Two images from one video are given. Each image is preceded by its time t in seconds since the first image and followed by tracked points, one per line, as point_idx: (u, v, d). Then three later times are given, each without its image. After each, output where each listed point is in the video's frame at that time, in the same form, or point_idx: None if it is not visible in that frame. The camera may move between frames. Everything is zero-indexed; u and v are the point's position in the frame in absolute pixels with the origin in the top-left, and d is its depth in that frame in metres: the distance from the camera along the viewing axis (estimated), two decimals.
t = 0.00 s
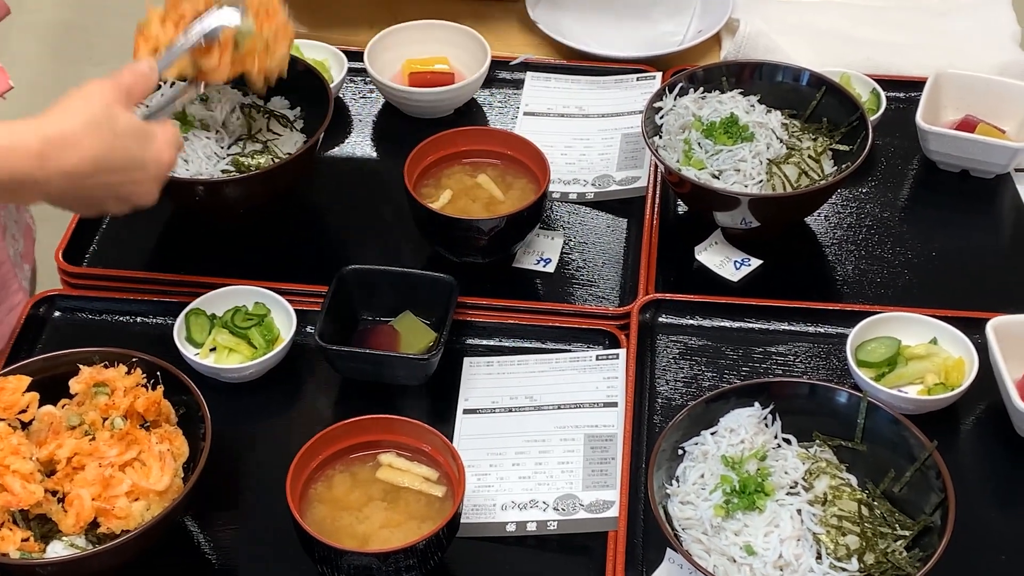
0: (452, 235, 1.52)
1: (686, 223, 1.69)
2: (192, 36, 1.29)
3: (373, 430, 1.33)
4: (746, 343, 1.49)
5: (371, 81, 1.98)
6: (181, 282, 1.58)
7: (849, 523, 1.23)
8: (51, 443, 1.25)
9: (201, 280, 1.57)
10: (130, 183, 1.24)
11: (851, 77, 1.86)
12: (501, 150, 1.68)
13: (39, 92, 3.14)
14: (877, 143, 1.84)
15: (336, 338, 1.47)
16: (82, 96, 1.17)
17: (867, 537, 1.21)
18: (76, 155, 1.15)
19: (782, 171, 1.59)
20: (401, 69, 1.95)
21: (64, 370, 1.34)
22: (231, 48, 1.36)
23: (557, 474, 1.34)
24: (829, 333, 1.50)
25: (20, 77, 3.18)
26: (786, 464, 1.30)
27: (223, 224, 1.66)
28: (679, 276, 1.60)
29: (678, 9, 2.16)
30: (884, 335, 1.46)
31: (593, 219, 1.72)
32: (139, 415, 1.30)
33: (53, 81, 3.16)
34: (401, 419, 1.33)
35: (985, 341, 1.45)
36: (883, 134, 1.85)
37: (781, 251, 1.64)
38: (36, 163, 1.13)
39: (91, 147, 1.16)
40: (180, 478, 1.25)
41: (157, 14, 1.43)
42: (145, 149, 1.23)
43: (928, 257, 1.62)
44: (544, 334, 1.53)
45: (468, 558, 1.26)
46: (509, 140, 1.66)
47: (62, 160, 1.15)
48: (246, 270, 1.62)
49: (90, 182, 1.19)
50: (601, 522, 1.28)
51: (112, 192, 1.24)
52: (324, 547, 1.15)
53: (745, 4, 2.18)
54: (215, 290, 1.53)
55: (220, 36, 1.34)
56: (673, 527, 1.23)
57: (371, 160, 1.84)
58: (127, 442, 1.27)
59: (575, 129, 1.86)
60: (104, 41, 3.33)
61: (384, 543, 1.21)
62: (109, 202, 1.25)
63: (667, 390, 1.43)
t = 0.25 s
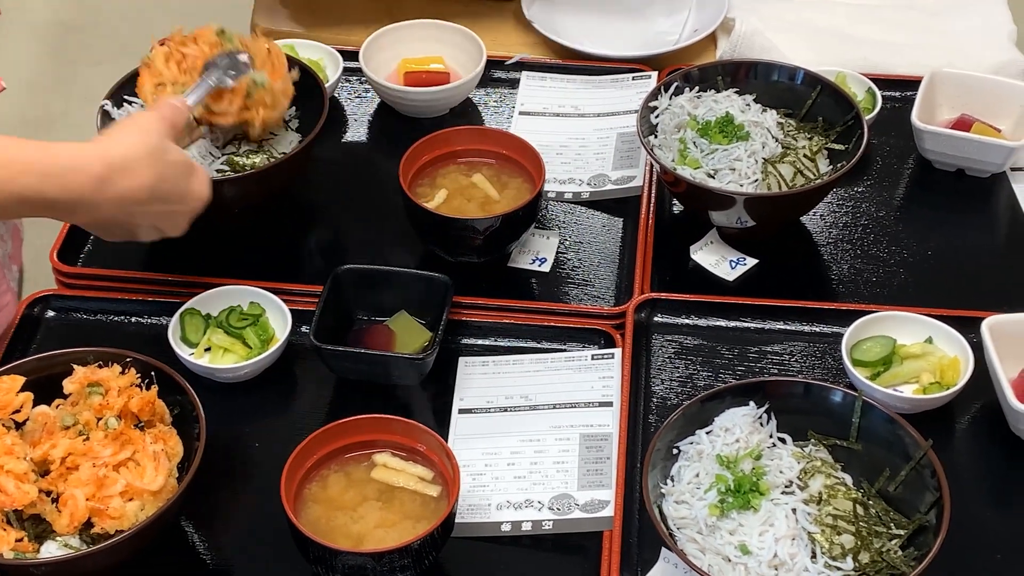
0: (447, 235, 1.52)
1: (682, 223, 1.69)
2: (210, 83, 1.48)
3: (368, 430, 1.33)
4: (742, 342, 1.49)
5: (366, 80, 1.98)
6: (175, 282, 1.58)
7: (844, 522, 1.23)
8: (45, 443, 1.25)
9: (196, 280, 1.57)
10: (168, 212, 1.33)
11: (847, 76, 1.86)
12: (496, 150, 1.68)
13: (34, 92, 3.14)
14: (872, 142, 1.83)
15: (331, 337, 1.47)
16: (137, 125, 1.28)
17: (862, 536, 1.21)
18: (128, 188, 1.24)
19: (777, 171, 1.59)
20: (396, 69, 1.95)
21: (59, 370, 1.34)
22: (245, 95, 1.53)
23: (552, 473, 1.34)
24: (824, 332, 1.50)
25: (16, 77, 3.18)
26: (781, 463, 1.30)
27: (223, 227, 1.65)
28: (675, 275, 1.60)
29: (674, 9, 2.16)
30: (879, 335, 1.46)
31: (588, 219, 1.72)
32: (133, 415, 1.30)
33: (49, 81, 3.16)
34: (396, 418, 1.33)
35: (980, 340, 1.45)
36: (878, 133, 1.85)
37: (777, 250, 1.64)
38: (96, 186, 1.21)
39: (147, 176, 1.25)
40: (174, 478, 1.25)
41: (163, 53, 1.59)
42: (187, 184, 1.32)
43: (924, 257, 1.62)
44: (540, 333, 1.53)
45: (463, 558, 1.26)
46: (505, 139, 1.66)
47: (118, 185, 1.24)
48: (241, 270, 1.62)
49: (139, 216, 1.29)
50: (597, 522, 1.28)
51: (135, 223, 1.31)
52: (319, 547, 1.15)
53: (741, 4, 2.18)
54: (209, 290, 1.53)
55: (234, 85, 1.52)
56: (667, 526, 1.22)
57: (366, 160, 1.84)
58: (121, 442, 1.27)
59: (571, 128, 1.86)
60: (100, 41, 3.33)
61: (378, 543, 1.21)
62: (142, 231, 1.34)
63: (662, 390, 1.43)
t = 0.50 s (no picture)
0: (444, 236, 1.52)
1: (678, 224, 1.70)
2: (242, 102, 1.53)
3: (365, 431, 1.33)
4: (738, 343, 1.49)
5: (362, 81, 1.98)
6: (171, 283, 1.58)
7: (839, 523, 1.23)
8: (42, 444, 1.25)
9: (193, 281, 1.57)
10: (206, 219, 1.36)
11: (843, 77, 1.86)
12: (493, 151, 1.68)
13: (32, 93, 3.14)
14: (868, 142, 1.84)
15: (328, 338, 1.47)
16: (182, 132, 1.31)
17: (858, 536, 1.21)
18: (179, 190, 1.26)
19: (773, 171, 1.60)
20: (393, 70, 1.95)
21: (55, 371, 1.34)
22: (270, 118, 1.58)
23: (549, 474, 1.34)
24: (820, 332, 1.50)
25: (15, 78, 3.18)
26: (776, 463, 1.30)
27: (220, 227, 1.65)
28: (671, 276, 1.60)
29: (670, 9, 2.16)
30: (875, 335, 1.46)
31: (585, 220, 1.72)
32: (129, 416, 1.31)
33: (48, 82, 3.17)
34: (393, 419, 1.33)
35: (976, 340, 1.46)
36: (874, 134, 1.85)
37: (773, 251, 1.64)
38: (148, 187, 1.22)
39: (193, 183, 1.28)
40: (170, 480, 1.25)
41: (192, 67, 1.69)
42: (228, 193, 1.36)
43: (920, 257, 1.62)
44: (536, 334, 1.53)
45: (459, 558, 1.26)
46: (500, 140, 1.66)
47: (167, 188, 1.25)
48: (238, 271, 1.62)
49: (176, 222, 1.31)
50: (593, 523, 1.28)
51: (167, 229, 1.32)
52: (316, 548, 1.15)
53: (737, 4, 2.18)
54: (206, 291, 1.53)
55: (262, 107, 1.57)
56: (663, 526, 1.23)
57: (363, 161, 1.84)
58: (117, 443, 1.27)
59: (567, 129, 1.86)
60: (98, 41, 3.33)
61: (375, 543, 1.21)
62: (175, 237, 1.35)
63: (658, 390, 1.43)
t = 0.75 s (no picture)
0: (439, 236, 1.52)
1: (673, 224, 1.70)
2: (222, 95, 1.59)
3: (360, 432, 1.33)
4: (733, 343, 1.50)
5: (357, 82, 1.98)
6: (167, 283, 1.58)
7: (833, 523, 1.23)
8: (36, 445, 1.25)
9: (188, 282, 1.57)
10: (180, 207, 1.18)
11: (838, 77, 1.86)
12: (488, 151, 1.68)
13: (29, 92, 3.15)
14: (863, 142, 1.84)
15: (323, 339, 1.47)
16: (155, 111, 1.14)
17: (852, 536, 1.21)
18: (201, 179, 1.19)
19: (768, 171, 1.60)
20: (388, 71, 1.95)
21: (50, 372, 1.34)
22: (253, 130, 1.59)
23: (544, 474, 1.34)
24: (815, 332, 1.51)
25: (12, 79, 3.19)
26: (771, 463, 1.30)
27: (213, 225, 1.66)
28: (666, 276, 1.60)
29: (665, 10, 2.16)
30: (870, 335, 1.46)
31: (580, 220, 1.72)
32: (124, 416, 1.30)
33: (45, 82, 3.17)
34: (388, 420, 1.33)
35: (970, 340, 1.46)
36: (870, 134, 1.85)
37: (768, 251, 1.65)
38: (115, 169, 1.09)
39: (171, 156, 1.12)
40: (165, 480, 1.25)
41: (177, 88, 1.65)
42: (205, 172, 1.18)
43: (915, 257, 1.62)
44: (531, 334, 1.53)
45: (453, 558, 1.26)
46: (496, 140, 1.66)
47: (144, 169, 1.11)
48: (233, 272, 1.62)
49: (154, 201, 1.14)
50: (587, 523, 1.28)
51: (145, 211, 1.15)
52: (310, 548, 1.15)
53: (732, 4, 2.18)
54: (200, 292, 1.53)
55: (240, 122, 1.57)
56: (657, 526, 1.23)
57: (358, 162, 1.84)
58: (112, 444, 1.27)
59: (563, 129, 1.86)
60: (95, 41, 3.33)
61: (370, 544, 1.21)
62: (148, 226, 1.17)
63: (653, 391, 1.43)
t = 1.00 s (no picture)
0: (433, 237, 1.52)
1: (667, 226, 1.70)
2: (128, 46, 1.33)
3: (353, 432, 1.33)
4: (726, 344, 1.50)
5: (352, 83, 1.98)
6: (161, 285, 1.58)
7: (826, 523, 1.23)
8: (30, 447, 1.25)
9: (182, 283, 1.57)
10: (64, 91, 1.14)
11: (832, 78, 1.86)
12: (482, 152, 1.68)
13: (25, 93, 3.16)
14: (858, 143, 1.84)
15: (317, 340, 1.47)
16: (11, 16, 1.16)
17: (844, 537, 1.21)
18: (130, 95, 1.23)
19: (762, 172, 1.60)
20: (383, 72, 1.95)
21: (44, 373, 1.34)
22: (245, 132, 1.58)
23: (538, 475, 1.34)
24: (808, 333, 1.51)
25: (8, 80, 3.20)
26: (764, 464, 1.30)
27: (208, 226, 1.66)
28: (660, 277, 1.60)
29: (660, 11, 2.16)
30: (863, 336, 1.46)
31: (574, 221, 1.72)
32: (118, 418, 1.30)
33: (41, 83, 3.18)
34: (382, 421, 1.33)
35: (964, 341, 1.46)
36: (864, 135, 1.86)
37: (762, 252, 1.65)
38: None
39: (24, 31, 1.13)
40: (158, 481, 1.25)
41: (172, 82, 1.60)
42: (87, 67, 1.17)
43: (908, 258, 1.63)
44: (525, 336, 1.53)
45: (447, 559, 1.26)
46: (490, 141, 1.67)
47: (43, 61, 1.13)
48: (228, 273, 1.62)
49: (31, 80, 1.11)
50: (581, 524, 1.28)
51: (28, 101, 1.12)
52: (303, 549, 1.15)
53: (727, 6, 2.18)
54: (195, 293, 1.53)
55: (233, 123, 1.56)
56: (651, 528, 1.23)
57: (352, 163, 1.84)
58: (105, 446, 1.26)
59: (557, 130, 1.87)
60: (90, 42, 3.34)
61: (362, 545, 1.21)
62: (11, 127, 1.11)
63: (647, 392, 1.43)
